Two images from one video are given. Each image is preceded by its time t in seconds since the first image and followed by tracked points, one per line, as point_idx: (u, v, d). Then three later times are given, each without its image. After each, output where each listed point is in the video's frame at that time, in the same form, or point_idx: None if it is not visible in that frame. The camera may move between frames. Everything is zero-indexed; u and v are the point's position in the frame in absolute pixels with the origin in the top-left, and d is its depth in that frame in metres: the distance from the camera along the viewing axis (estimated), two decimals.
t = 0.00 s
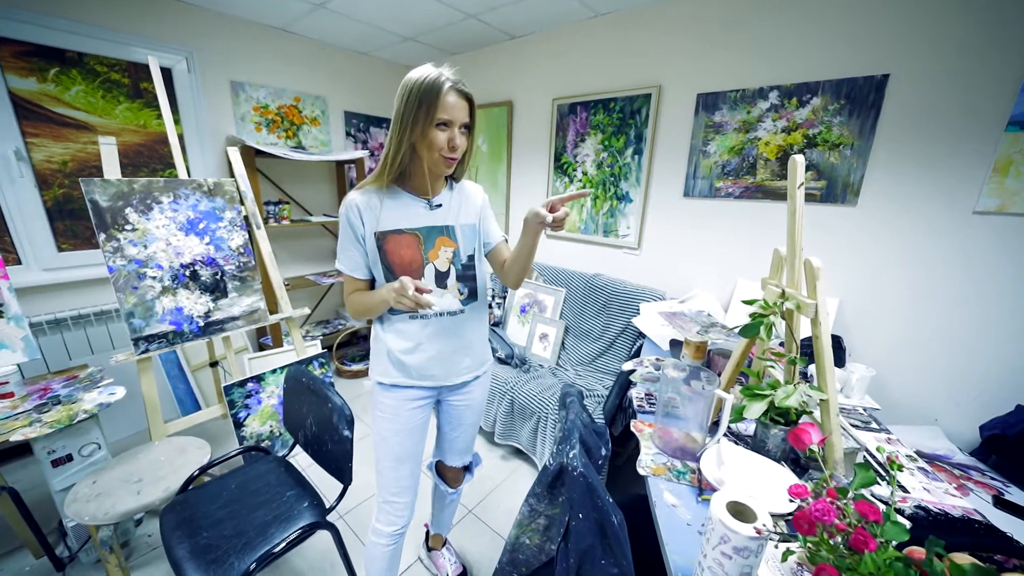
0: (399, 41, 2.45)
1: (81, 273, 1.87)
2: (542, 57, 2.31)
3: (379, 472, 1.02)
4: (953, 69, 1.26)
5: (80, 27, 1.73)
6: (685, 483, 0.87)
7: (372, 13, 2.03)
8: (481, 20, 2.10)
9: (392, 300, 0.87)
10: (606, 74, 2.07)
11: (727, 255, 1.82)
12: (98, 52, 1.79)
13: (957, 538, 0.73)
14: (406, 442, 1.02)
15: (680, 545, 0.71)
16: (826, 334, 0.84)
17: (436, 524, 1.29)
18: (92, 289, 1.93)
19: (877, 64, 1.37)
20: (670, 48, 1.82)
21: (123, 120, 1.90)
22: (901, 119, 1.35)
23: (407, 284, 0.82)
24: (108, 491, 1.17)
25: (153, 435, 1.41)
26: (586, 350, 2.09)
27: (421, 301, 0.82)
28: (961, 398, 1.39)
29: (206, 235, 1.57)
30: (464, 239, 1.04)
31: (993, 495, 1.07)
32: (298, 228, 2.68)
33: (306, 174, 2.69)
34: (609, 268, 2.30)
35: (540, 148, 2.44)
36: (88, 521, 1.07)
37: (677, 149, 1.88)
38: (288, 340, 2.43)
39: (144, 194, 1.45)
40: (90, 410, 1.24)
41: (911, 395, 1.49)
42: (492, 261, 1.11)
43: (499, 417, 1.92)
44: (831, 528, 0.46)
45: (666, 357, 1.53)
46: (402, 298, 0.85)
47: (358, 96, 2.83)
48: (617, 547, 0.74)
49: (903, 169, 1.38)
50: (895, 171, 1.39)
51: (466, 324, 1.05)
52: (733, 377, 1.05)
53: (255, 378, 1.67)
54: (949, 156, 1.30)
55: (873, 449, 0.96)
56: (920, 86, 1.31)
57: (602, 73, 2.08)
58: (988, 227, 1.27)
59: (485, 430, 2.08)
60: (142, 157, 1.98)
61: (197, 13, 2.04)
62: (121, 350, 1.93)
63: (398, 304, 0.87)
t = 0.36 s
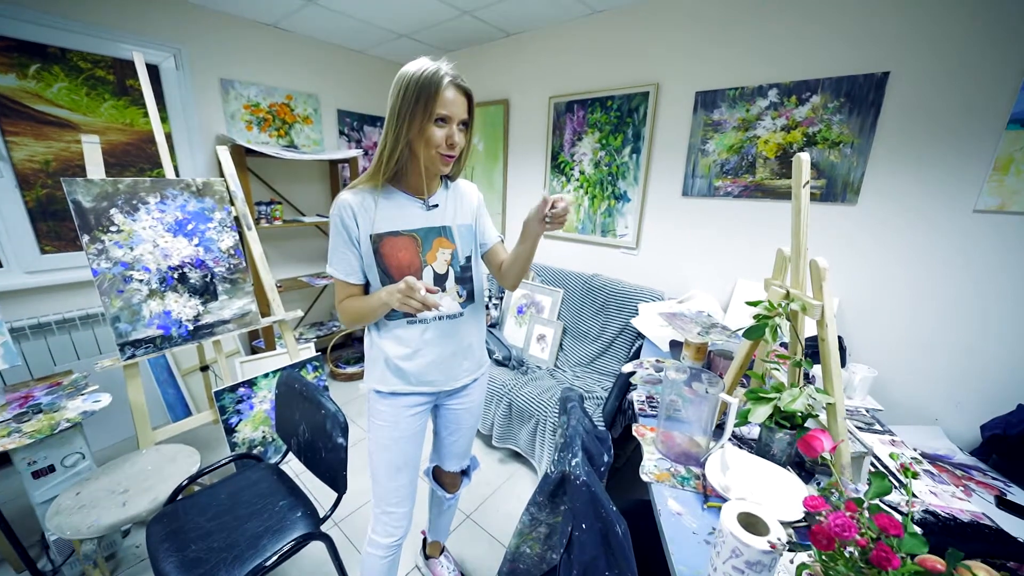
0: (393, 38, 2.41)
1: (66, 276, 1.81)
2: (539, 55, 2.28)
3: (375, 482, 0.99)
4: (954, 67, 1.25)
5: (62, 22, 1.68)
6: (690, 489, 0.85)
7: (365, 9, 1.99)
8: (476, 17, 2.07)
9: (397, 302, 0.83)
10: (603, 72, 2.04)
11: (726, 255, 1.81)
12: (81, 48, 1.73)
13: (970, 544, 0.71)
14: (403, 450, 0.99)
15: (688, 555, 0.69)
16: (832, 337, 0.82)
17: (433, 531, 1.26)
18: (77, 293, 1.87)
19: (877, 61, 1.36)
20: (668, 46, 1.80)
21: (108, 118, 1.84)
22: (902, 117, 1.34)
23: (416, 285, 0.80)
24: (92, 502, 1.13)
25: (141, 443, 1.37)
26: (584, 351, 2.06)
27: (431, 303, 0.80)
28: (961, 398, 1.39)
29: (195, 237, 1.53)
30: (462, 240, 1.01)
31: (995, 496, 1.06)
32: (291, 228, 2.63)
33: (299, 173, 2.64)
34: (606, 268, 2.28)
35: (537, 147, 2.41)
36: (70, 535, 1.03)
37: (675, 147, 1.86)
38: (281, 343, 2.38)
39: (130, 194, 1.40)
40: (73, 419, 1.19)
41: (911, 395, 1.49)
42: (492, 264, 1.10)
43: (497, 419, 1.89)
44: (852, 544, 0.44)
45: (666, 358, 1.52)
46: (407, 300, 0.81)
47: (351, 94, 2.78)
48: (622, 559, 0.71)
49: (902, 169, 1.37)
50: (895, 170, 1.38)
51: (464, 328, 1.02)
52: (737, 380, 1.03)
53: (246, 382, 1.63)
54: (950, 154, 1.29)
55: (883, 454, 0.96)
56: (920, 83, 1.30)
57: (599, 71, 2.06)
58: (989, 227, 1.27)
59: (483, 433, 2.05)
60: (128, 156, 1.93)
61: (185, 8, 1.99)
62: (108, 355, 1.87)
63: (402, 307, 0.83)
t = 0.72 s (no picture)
0: (387, 37, 2.39)
1: (53, 279, 1.77)
2: (535, 53, 2.26)
3: (371, 490, 0.97)
4: (953, 65, 1.24)
5: (48, 20, 1.64)
6: (692, 495, 0.83)
7: (360, 7, 1.96)
8: (472, 15, 2.04)
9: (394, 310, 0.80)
10: (600, 71, 2.03)
11: (724, 254, 1.79)
12: (68, 46, 1.69)
13: (978, 550, 0.70)
14: (399, 457, 0.96)
15: (694, 565, 0.67)
16: (837, 339, 0.80)
17: (430, 537, 1.23)
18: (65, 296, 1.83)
19: (875, 60, 1.35)
20: (666, 45, 1.79)
21: (96, 118, 1.81)
22: (901, 116, 1.33)
23: (414, 293, 0.76)
24: (79, 512, 1.10)
25: (130, 450, 1.33)
26: (582, 352, 2.05)
27: (430, 312, 0.77)
28: (962, 397, 1.38)
29: (185, 238, 1.50)
30: (459, 242, 0.99)
31: (998, 498, 1.05)
32: (285, 229, 2.60)
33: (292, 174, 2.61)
34: (604, 268, 2.26)
35: (533, 146, 2.39)
36: (55, 547, 0.99)
37: (673, 146, 1.85)
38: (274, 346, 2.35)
39: (118, 195, 1.36)
40: (58, 427, 1.16)
41: (911, 394, 1.48)
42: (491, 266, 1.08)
43: (495, 422, 1.87)
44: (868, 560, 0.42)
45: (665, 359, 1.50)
46: (406, 309, 0.78)
47: (345, 93, 2.75)
48: (624, 568, 0.69)
49: (901, 168, 1.36)
50: (894, 168, 1.37)
51: (461, 331, 0.99)
52: (739, 382, 1.01)
53: (239, 387, 1.60)
54: (949, 153, 1.28)
55: (889, 458, 0.95)
56: (919, 82, 1.29)
57: (595, 70, 2.04)
58: (988, 226, 1.26)
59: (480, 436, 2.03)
60: (117, 157, 1.89)
61: (175, 6, 1.96)
62: (97, 359, 1.83)
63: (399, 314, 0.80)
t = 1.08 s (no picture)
0: (384, 37, 2.38)
1: (49, 283, 1.76)
2: (532, 52, 2.25)
3: (369, 493, 0.96)
4: (954, 61, 1.23)
5: (43, 22, 1.63)
6: (695, 498, 0.82)
7: (356, 7, 1.95)
8: (469, 14, 2.03)
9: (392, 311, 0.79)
10: (598, 70, 2.02)
11: (723, 253, 1.79)
12: (63, 48, 1.68)
13: (984, 553, 0.70)
14: (397, 461, 0.95)
15: (697, 569, 0.66)
16: (839, 338, 0.79)
17: (430, 540, 1.22)
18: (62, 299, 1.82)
19: (875, 57, 1.34)
20: (663, 42, 1.78)
21: (92, 120, 1.80)
22: (902, 113, 1.32)
23: (412, 295, 0.76)
24: (76, 518, 1.09)
25: (127, 454, 1.32)
26: (582, 353, 2.04)
27: (428, 314, 0.76)
28: (964, 396, 1.37)
29: (181, 241, 1.49)
30: (458, 243, 0.98)
31: (1003, 497, 1.04)
32: (282, 231, 2.59)
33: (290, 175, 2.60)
34: (603, 268, 2.25)
35: (531, 146, 2.38)
36: (51, 553, 0.98)
37: (672, 145, 1.84)
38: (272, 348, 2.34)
39: (113, 198, 1.35)
40: (54, 432, 1.15)
41: (912, 393, 1.47)
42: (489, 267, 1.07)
43: (494, 424, 1.86)
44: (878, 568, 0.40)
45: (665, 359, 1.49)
46: (405, 310, 0.77)
47: (342, 94, 2.75)
48: (626, 572, 0.68)
49: (901, 165, 1.35)
50: (894, 166, 1.37)
51: (459, 333, 0.98)
52: (740, 383, 1.00)
53: (236, 390, 1.59)
54: (950, 150, 1.27)
55: (894, 461, 0.93)
56: (920, 78, 1.28)
57: (593, 68, 2.03)
58: (990, 222, 1.25)
59: (480, 437, 2.02)
60: (113, 159, 1.88)
61: (170, 7, 1.94)
62: (94, 363, 1.82)
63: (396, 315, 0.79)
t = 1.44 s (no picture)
0: (382, 38, 2.38)
1: (52, 285, 1.77)
2: (531, 52, 2.25)
3: (369, 493, 0.96)
4: (953, 57, 1.23)
5: (43, 26, 1.64)
6: (693, 496, 0.82)
7: (355, 9, 1.96)
8: (467, 15, 2.03)
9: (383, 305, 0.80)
10: (596, 69, 2.02)
11: (723, 252, 1.78)
12: (63, 52, 1.69)
13: (982, 551, 0.69)
14: (397, 461, 0.95)
15: (694, 567, 0.66)
16: (837, 337, 0.78)
17: (430, 540, 1.22)
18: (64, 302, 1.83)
19: (874, 54, 1.34)
20: (662, 41, 1.78)
21: (92, 123, 1.80)
22: (900, 111, 1.32)
23: (403, 287, 0.76)
24: (78, 519, 1.09)
25: (129, 455, 1.33)
26: (582, 352, 2.04)
27: (418, 306, 0.77)
28: (966, 394, 1.37)
29: (182, 243, 1.49)
30: (458, 242, 0.97)
31: (1004, 495, 1.04)
32: (282, 232, 2.59)
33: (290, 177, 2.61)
34: (602, 268, 2.25)
35: (530, 146, 2.38)
36: (54, 554, 0.99)
37: (671, 144, 1.84)
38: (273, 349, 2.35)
39: (113, 200, 1.36)
40: (56, 433, 1.15)
41: (913, 392, 1.47)
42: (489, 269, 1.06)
43: (495, 424, 1.86)
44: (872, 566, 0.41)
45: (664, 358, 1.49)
46: (392, 303, 0.78)
47: (341, 96, 2.75)
48: (624, 571, 0.69)
49: (900, 163, 1.35)
50: (894, 164, 1.36)
51: (458, 334, 0.98)
52: (739, 381, 1.00)
53: (237, 391, 1.59)
54: (949, 148, 1.27)
55: (894, 459, 0.93)
56: (919, 76, 1.28)
57: (592, 68, 2.03)
58: (990, 220, 1.24)
59: (480, 437, 2.02)
60: (114, 162, 1.89)
61: (169, 10, 1.95)
62: (96, 365, 1.83)
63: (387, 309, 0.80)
